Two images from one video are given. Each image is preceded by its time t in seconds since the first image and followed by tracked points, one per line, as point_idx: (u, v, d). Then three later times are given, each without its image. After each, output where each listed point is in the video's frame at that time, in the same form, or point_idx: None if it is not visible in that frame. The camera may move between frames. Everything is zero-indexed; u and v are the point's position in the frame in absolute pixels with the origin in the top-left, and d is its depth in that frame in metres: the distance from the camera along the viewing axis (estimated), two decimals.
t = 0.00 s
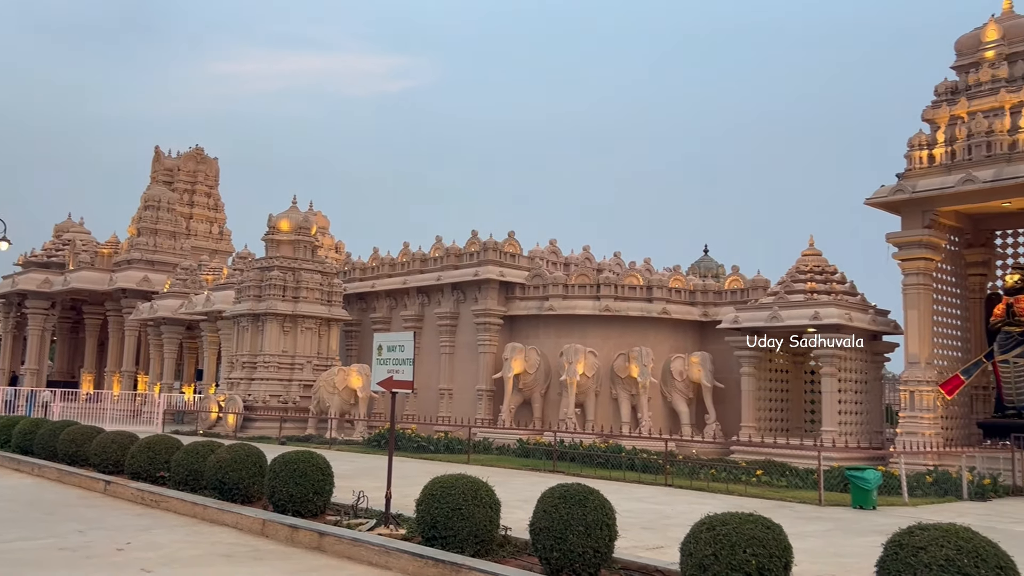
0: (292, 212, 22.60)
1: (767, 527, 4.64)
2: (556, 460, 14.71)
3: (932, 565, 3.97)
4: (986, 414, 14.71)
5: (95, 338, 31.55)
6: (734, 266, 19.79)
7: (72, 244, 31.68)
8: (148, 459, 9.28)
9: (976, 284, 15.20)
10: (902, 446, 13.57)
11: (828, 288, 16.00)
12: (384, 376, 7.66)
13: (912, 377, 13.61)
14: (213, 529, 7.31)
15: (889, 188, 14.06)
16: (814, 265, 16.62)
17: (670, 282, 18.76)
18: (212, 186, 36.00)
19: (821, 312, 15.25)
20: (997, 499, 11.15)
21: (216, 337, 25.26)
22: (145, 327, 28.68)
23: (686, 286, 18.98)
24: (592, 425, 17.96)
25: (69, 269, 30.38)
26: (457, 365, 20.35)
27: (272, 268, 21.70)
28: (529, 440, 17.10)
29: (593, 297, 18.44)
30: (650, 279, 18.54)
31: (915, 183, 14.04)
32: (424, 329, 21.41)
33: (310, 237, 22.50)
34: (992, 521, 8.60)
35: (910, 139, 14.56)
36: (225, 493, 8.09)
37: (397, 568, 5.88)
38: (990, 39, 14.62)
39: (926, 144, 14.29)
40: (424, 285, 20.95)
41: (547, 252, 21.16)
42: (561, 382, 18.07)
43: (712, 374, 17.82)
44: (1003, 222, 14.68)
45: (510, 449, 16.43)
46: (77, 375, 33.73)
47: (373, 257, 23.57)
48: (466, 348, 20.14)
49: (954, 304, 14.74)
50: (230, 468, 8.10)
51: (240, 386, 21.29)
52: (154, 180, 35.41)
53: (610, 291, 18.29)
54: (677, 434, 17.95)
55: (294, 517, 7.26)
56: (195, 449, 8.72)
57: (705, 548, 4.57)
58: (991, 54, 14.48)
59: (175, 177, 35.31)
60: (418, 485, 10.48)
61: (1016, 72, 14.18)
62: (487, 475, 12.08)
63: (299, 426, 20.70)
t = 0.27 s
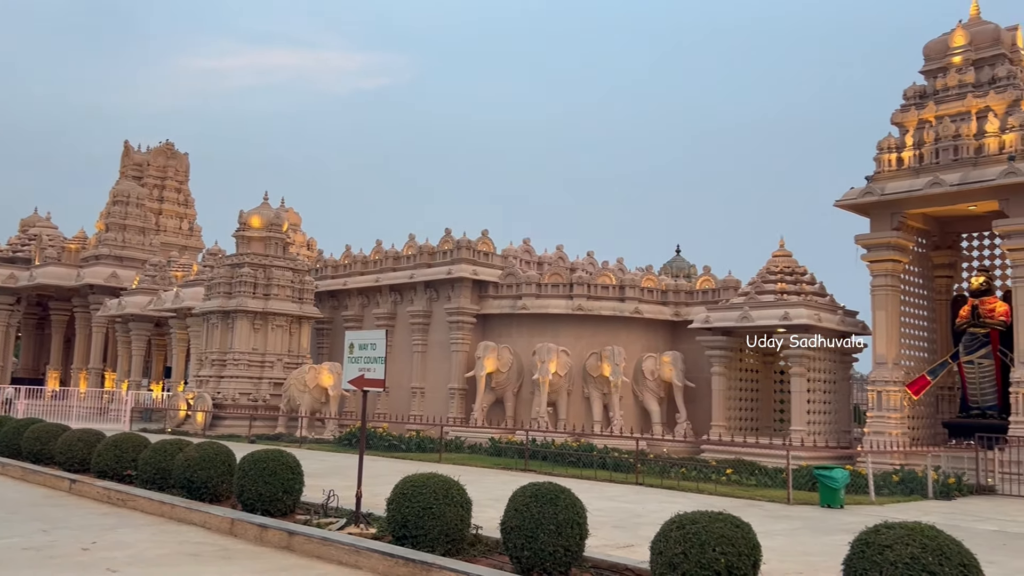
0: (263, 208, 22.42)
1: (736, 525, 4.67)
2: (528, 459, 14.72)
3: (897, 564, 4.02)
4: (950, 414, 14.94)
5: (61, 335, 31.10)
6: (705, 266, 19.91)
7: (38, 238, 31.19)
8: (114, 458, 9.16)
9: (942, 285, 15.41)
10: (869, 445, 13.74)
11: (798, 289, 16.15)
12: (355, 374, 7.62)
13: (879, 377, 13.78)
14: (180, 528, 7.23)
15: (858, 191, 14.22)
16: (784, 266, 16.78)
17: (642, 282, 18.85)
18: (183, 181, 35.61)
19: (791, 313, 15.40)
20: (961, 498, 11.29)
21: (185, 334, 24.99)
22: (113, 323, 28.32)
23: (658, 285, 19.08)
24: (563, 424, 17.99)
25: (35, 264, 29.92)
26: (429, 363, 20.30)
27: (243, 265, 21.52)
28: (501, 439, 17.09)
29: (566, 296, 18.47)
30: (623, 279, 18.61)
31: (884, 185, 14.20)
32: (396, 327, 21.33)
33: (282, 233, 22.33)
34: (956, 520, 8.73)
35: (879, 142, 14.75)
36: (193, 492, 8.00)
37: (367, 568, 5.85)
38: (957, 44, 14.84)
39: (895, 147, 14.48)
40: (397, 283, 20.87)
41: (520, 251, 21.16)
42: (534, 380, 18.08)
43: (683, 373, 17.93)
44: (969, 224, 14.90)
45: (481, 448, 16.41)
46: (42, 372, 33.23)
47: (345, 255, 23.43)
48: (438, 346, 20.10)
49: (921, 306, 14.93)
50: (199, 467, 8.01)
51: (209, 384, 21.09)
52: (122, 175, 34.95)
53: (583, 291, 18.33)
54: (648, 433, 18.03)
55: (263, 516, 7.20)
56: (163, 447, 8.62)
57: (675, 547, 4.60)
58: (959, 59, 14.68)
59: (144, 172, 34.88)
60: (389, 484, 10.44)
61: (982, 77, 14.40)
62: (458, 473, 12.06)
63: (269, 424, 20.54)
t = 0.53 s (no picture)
0: (234, 206, 22.22)
1: (705, 525, 4.70)
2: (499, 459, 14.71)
3: (863, 563, 4.07)
4: (917, 415, 15.14)
5: (26, 332, 30.62)
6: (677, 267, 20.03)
7: (3, 235, 30.69)
8: (80, 457, 9.04)
9: (909, 288, 15.61)
10: (836, 445, 13.90)
11: (768, 291, 16.30)
12: (326, 374, 7.58)
13: (847, 379, 13.94)
14: (147, 529, 7.15)
15: (828, 194, 14.37)
16: (754, 268, 16.94)
17: (615, 282, 18.92)
18: (152, 178, 35.19)
19: (761, 314, 15.53)
20: (927, 498, 11.45)
21: (154, 333, 24.71)
22: (80, 321, 27.92)
23: (630, 286, 19.18)
24: (535, 424, 18.01)
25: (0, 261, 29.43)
26: (401, 363, 20.23)
27: (213, 263, 21.32)
28: (473, 439, 17.08)
29: (539, 296, 18.48)
30: (595, 280, 18.67)
31: (853, 189, 14.37)
32: (368, 326, 21.23)
33: (252, 231, 22.14)
34: (921, 520, 8.85)
35: (848, 146, 14.93)
36: (160, 492, 7.90)
37: (337, 568, 5.82)
38: (925, 50, 15.05)
39: (864, 151, 14.66)
40: (369, 282, 20.78)
41: (493, 251, 21.15)
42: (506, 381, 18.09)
43: (655, 374, 18.03)
44: (936, 228, 15.13)
45: (453, 448, 16.39)
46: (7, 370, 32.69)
47: (317, 253, 23.28)
48: (410, 346, 20.04)
49: (888, 308, 15.13)
50: (166, 466, 7.92)
51: (178, 383, 20.87)
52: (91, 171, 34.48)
53: (556, 291, 18.35)
54: (619, 433, 18.11)
55: (232, 516, 7.14)
56: (130, 446, 8.52)
57: (644, 547, 4.62)
58: (927, 65, 14.89)
59: (113, 168, 34.42)
60: (359, 484, 10.39)
61: (949, 83, 14.61)
62: (430, 474, 12.03)
63: (239, 423, 20.36)
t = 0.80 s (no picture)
0: (201, 203, 21.98)
1: (672, 526, 4.73)
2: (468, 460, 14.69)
3: (826, 563, 4.11)
4: (880, 416, 15.35)
5: None
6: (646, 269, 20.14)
7: None
8: (41, 458, 8.88)
9: (873, 291, 15.84)
10: (802, 446, 14.05)
11: (735, 293, 16.44)
12: (293, 374, 7.52)
13: (813, 381, 14.10)
14: (109, 530, 7.04)
15: (795, 198, 14.54)
16: (722, 271, 17.09)
17: (584, 284, 18.98)
18: (118, 174, 34.71)
19: (729, 316, 15.66)
20: (889, 498, 11.62)
21: (118, 332, 24.37)
22: (42, 319, 27.46)
23: (600, 288, 19.25)
24: (504, 425, 17.99)
25: None
26: (370, 363, 20.13)
27: (179, 261, 21.08)
28: (441, 440, 17.04)
29: (508, 297, 18.48)
30: (565, 281, 18.72)
31: (819, 193, 14.54)
32: (337, 326, 21.10)
33: (219, 229, 21.91)
34: (884, 520, 8.98)
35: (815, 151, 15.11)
36: (123, 493, 7.79)
37: (303, 570, 5.77)
38: (891, 57, 15.27)
39: (830, 156, 14.85)
40: (338, 282, 20.67)
41: (464, 251, 21.12)
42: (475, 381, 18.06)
43: (623, 375, 18.10)
44: (900, 233, 15.36)
45: (421, 449, 16.34)
46: None
47: (285, 252, 23.10)
48: (379, 346, 19.95)
49: (853, 311, 15.32)
50: (129, 467, 7.82)
51: (142, 383, 20.60)
52: (54, 167, 33.92)
53: (526, 292, 18.36)
54: (587, 434, 18.16)
55: (196, 518, 7.05)
56: (92, 447, 8.39)
57: (611, 548, 4.64)
58: (892, 72, 15.11)
59: (77, 164, 33.89)
60: (326, 485, 10.32)
61: (914, 89, 14.84)
62: (398, 475, 11.98)
63: (204, 424, 20.14)
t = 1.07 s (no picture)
0: (166, 201, 21.71)
1: (637, 527, 4.75)
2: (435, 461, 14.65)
3: (788, 564, 4.16)
4: (843, 418, 15.56)
5: None
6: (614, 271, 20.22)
7: None
8: None
9: (837, 295, 16.05)
10: (766, 448, 14.20)
11: (702, 296, 16.57)
12: (258, 374, 7.45)
13: (777, 383, 14.25)
14: (69, 533, 6.93)
15: (761, 202, 14.68)
16: (689, 273, 17.22)
17: (553, 285, 19.01)
18: (81, 171, 34.17)
19: (695, 319, 15.78)
20: (851, 499, 11.78)
21: (80, 331, 23.99)
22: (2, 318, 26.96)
23: (568, 290, 19.31)
24: (472, 426, 17.97)
25: None
26: (336, 364, 20.01)
27: (143, 259, 20.81)
28: (408, 441, 16.98)
29: (477, 298, 18.46)
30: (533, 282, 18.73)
31: (785, 197, 14.71)
32: (304, 327, 20.94)
33: (185, 228, 21.65)
34: (846, 521, 9.09)
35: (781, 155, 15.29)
36: (83, 495, 7.67)
37: (266, 572, 5.72)
38: (855, 64, 15.48)
39: (796, 160, 15.03)
40: (305, 281, 20.51)
41: (432, 252, 21.06)
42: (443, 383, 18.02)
43: (591, 376, 18.17)
44: (864, 237, 15.59)
45: (388, 450, 16.27)
46: None
47: (252, 252, 22.88)
48: (346, 346, 19.83)
49: (817, 314, 15.52)
50: (90, 469, 7.70)
51: (104, 383, 20.30)
52: (15, 163, 33.30)
53: (495, 293, 18.35)
54: (555, 435, 18.18)
55: (158, 520, 6.96)
56: (52, 448, 8.25)
57: (577, 549, 4.65)
58: (857, 78, 15.32)
59: (39, 161, 33.31)
60: (291, 487, 10.23)
61: (878, 96, 15.06)
62: (364, 476, 11.91)
63: (168, 424, 19.89)
